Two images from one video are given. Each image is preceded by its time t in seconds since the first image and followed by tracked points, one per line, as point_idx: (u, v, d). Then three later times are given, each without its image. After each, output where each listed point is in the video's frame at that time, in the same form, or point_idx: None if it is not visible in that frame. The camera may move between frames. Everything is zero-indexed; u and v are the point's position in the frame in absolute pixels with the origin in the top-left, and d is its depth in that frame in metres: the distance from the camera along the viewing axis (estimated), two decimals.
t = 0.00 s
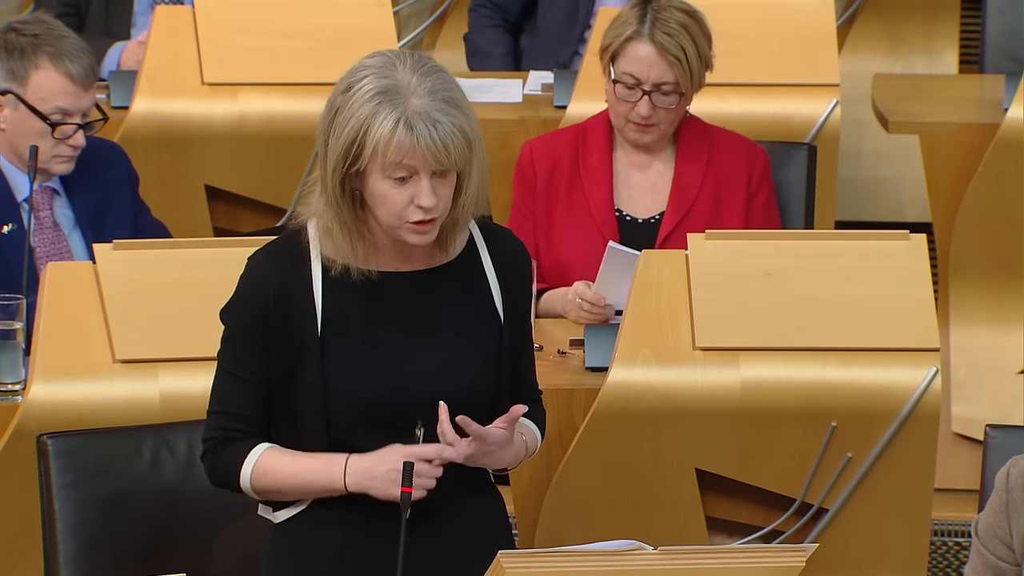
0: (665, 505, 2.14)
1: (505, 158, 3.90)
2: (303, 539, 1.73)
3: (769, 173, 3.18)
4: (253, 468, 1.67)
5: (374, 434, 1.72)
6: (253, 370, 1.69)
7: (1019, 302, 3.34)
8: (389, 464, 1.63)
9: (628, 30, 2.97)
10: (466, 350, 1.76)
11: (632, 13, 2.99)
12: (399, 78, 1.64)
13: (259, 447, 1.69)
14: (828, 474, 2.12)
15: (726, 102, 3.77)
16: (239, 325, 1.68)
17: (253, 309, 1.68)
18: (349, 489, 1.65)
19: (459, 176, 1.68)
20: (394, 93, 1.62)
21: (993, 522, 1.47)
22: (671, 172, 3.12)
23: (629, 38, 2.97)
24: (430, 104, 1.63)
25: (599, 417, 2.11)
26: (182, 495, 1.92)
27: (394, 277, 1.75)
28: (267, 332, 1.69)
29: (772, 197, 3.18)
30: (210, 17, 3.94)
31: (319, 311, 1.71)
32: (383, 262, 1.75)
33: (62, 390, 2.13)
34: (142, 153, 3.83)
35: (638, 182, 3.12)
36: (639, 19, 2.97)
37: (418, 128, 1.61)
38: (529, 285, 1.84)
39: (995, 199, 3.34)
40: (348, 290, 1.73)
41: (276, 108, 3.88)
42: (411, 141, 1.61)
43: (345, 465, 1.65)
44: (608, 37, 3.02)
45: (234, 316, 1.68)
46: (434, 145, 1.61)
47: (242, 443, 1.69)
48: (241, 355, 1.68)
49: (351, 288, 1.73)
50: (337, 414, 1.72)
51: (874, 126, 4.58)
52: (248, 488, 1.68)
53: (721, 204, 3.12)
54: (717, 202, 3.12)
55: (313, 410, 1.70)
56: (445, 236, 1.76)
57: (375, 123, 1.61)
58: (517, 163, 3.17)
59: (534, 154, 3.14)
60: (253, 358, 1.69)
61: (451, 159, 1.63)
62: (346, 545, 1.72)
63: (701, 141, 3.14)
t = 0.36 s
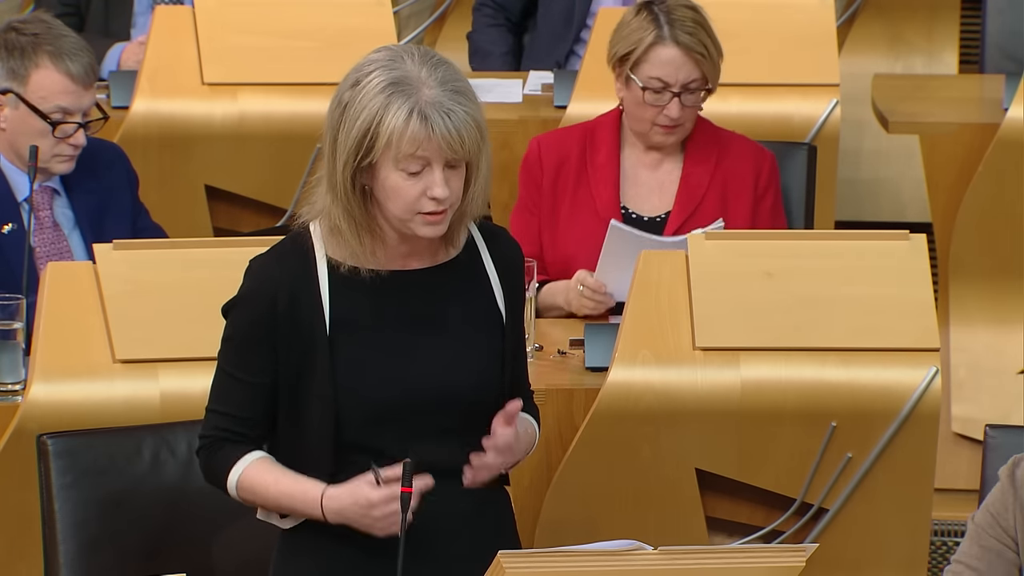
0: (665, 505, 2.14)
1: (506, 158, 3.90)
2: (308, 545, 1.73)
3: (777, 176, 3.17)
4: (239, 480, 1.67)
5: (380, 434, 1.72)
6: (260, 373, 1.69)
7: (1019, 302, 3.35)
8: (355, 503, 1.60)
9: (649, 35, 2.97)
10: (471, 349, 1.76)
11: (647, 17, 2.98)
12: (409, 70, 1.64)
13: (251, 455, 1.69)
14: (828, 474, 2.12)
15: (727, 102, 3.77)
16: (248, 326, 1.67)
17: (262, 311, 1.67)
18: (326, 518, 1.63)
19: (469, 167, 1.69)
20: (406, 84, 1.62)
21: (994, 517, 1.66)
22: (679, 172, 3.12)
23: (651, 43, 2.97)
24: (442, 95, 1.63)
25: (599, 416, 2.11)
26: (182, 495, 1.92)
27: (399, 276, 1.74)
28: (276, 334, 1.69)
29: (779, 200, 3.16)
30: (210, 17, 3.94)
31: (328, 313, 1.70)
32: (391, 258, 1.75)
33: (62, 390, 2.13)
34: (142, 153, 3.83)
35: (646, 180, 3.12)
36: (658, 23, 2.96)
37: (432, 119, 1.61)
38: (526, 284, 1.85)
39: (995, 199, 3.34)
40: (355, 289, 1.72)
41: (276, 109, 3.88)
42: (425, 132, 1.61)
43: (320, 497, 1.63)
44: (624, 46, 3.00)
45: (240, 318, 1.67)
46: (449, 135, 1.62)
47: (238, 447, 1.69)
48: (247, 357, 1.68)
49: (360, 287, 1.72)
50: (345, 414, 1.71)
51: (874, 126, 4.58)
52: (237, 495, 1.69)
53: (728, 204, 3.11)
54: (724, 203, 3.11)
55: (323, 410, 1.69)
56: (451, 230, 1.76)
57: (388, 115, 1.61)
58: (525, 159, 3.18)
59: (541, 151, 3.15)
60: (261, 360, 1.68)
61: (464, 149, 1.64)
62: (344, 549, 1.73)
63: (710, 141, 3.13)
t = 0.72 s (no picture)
0: (666, 504, 2.14)
1: (506, 158, 3.90)
2: (314, 546, 1.73)
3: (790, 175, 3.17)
4: (289, 459, 1.64)
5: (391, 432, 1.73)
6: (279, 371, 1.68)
7: (1019, 302, 3.35)
8: (420, 388, 1.59)
9: (656, 29, 2.97)
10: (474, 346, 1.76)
11: (650, 13, 2.99)
12: (411, 70, 1.64)
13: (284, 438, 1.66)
14: (828, 474, 2.12)
15: (727, 102, 3.78)
16: (261, 326, 1.67)
17: (271, 311, 1.67)
18: (390, 431, 1.60)
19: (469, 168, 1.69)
20: (409, 85, 1.62)
21: (987, 529, 1.56)
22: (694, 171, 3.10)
23: (660, 36, 2.97)
24: (445, 96, 1.63)
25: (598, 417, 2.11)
26: (183, 495, 1.92)
27: (399, 275, 1.74)
28: (287, 333, 1.68)
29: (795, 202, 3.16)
30: (210, 17, 3.94)
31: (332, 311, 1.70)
32: (390, 257, 1.75)
33: (62, 390, 2.13)
34: (142, 153, 3.84)
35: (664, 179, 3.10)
36: (663, 16, 2.96)
37: (435, 120, 1.61)
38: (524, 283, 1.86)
39: (995, 200, 3.35)
40: (356, 289, 1.72)
41: (275, 109, 3.88)
42: (428, 133, 1.61)
43: (373, 414, 1.60)
44: (632, 44, 3.01)
45: (253, 319, 1.67)
46: (451, 136, 1.62)
47: (269, 439, 1.67)
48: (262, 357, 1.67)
49: (359, 286, 1.73)
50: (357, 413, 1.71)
51: (874, 126, 4.58)
52: (291, 484, 1.66)
53: (744, 204, 3.10)
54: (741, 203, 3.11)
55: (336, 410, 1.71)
56: (450, 229, 1.76)
57: (391, 116, 1.61)
58: (537, 155, 3.19)
59: (556, 146, 3.16)
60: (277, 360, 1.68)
61: (466, 150, 1.64)
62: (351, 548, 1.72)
63: (724, 141, 3.12)
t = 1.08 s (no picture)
0: (665, 504, 2.14)
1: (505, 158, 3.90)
2: (311, 548, 1.73)
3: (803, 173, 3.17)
4: (265, 467, 1.66)
5: (388, 433, 1.72)
6: (268, 372, 1.68)
7: (1019, 302, 3.35)
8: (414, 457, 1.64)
9: (655, 25, 2.99)
10: (478, 348, 1.76)
11: (648, 10, 3.01)
12: (421, 77, 1.64)
13: (269, 444, 1.68)
14: (828, 474, 2.12)
15: (726, 102, 3.78)
16: (260, 324, 1.66)
17: (274, 309, 1.66)
18: (365, 484, 1.65)
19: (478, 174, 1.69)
20: (419, 93, 1.62)
21: (978, 531, 1.58)
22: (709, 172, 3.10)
23: (659, 31, 2.98)
24: (455, 104, 1.63)
25: (598, 416, 2.11)
26: (183, 495, 1.92)
27: (409, 278, 1.75)
28: (287, 332, 1.68)
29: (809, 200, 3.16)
30: (210, 17, 3.94)
31: (338, 311, 1.70)
32: (399, 260, 1.75)
33: (62, 390, 2.13)
34: (142, 153, 3.84)
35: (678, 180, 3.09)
36: (661, 12, 2.99)
37: (445, 129, 1.62)
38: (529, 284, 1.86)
39: (995, 200, 3.35)
40: (363, 291, 1.72)
41: (275, 108, 3.88)
42: (439, 142, 1.61)
43: (359, 460, 1.65)
44: (632, 44, 3.03)
45: (252, 317, 1.67)
46: (461, 145, 1.62)
47: (254, 441, 1.68)
48: (257, 355, 1.67)
49: (370, 289, 1.73)
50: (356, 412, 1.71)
51: (874, 126, 4.58)
52: (260, 489, 1.68)
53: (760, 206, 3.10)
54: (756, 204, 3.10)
55: (333, 408, 1.70)
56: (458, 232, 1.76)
57: (402, 124, 1.61)
58: (549, 156, 3.19)
59: (569, 147, 3.17)
60: (269, 359, 1.67)
61: (476, 158, 1.65)
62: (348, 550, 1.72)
63: (738, 141, 3.11)
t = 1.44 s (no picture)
0: (665, 504, 2.14)
1: (506, 158, 3.90)
2: (311, 541, 1.73)
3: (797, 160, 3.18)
4: (262, 472, 1.67)
5: (383, 433, 1.72)
6: (264, 374, 1.68)
7: (1019, 302, 3.35)
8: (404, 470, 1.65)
9: (655, 10, 3.03)
10: (476, 349, 1.76)
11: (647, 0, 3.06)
12: (411, 75, 1.64)
13: (267, 448, 1.69)
14: (828, 474, 2.12)
15: (726, 102, 3.78)
16: (253, 326, 1.67)
17: (267, 311, 1.67)
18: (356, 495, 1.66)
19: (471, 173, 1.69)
20: (407, 91, 1.62)
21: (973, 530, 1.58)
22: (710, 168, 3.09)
23: (660, 15, 3.02)
24: (444, 101, 1.63)
25: (599, 416, 2.11)
26: (183, 495, 1.92)
27: (405, 278, 1.75)
28: (281, 334, 1.68)
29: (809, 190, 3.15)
30: (210, 17, 3.93)
31: (333, 313, 1.70)
32: (395, 261, 1.75)
33: (62, 390, 2.14)
34: (142, 153, 3.84)
35: (679, 178, 3.08)
36: None
37: (433, 126, 1.61)
38: (531, 284, 1.85)
39: (995, 199, 3.34)
40: (359, 292, 1.72)
41: (275, 108, 3.88)
42: (426, 139, 1.61)
43: (351, 471, 1.66)
44: (633, 33, 3.04)
45: (246, 321, 1.67)
46: (449, 142, 1.62)
47: (252, 445, 1.69)
48: (251, 357, 1.68)
49: (364, 289, 1.73)
50: (350, 414, 1.71)
51: (874, 126, 4.58)
52: (257, 492, 1.69)
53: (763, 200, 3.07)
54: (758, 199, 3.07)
55: (327, 410, 1.70)
56: (455, 232, 1.76)
57: (390, 122, 1.61)
58: (550, 162, 3.16)
59: (572, 155, 3.12)
60: (265, 361, 1.68)
61: (466, 155, 1.64)
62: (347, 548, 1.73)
63: (733, 136, 3.10)
